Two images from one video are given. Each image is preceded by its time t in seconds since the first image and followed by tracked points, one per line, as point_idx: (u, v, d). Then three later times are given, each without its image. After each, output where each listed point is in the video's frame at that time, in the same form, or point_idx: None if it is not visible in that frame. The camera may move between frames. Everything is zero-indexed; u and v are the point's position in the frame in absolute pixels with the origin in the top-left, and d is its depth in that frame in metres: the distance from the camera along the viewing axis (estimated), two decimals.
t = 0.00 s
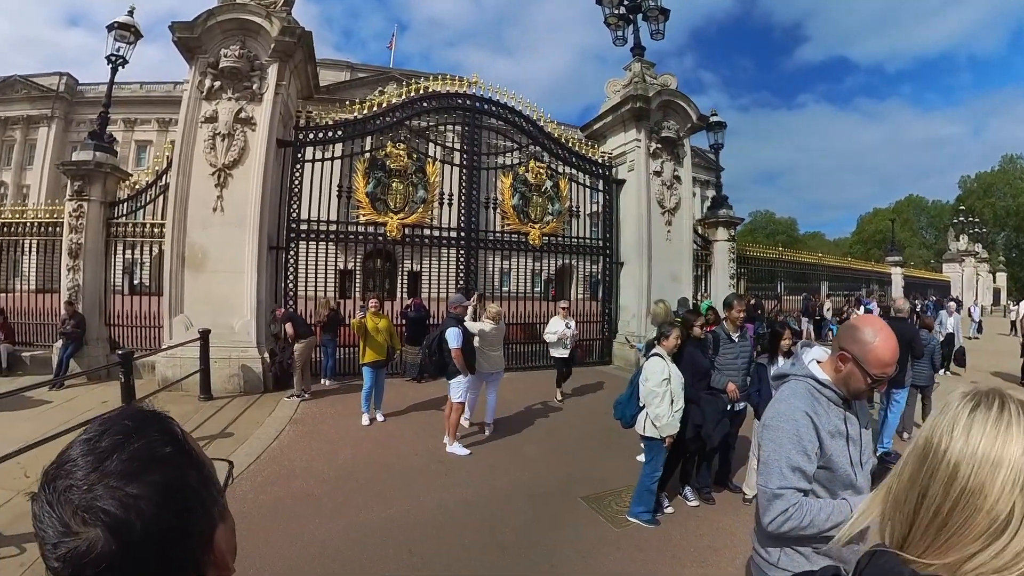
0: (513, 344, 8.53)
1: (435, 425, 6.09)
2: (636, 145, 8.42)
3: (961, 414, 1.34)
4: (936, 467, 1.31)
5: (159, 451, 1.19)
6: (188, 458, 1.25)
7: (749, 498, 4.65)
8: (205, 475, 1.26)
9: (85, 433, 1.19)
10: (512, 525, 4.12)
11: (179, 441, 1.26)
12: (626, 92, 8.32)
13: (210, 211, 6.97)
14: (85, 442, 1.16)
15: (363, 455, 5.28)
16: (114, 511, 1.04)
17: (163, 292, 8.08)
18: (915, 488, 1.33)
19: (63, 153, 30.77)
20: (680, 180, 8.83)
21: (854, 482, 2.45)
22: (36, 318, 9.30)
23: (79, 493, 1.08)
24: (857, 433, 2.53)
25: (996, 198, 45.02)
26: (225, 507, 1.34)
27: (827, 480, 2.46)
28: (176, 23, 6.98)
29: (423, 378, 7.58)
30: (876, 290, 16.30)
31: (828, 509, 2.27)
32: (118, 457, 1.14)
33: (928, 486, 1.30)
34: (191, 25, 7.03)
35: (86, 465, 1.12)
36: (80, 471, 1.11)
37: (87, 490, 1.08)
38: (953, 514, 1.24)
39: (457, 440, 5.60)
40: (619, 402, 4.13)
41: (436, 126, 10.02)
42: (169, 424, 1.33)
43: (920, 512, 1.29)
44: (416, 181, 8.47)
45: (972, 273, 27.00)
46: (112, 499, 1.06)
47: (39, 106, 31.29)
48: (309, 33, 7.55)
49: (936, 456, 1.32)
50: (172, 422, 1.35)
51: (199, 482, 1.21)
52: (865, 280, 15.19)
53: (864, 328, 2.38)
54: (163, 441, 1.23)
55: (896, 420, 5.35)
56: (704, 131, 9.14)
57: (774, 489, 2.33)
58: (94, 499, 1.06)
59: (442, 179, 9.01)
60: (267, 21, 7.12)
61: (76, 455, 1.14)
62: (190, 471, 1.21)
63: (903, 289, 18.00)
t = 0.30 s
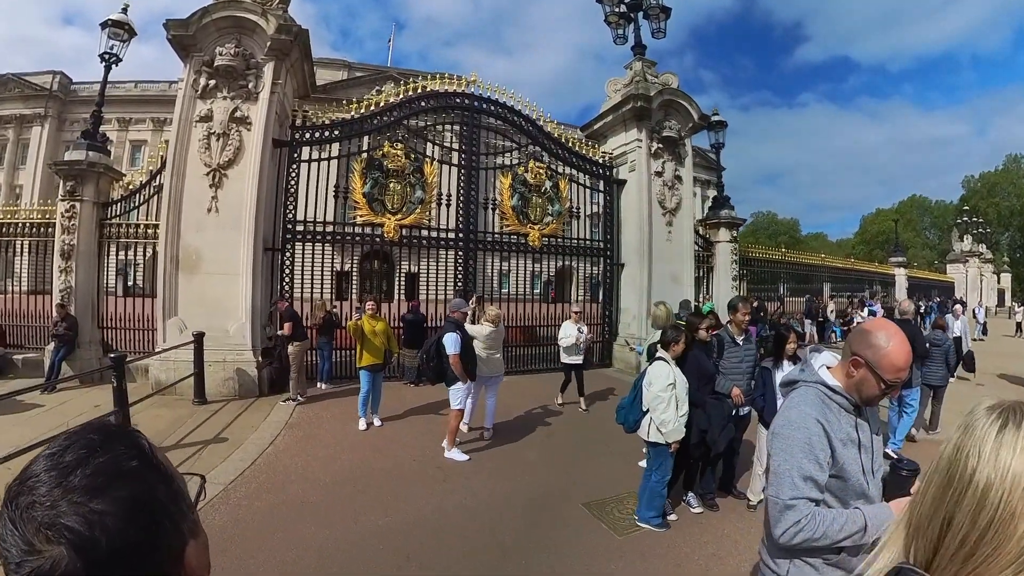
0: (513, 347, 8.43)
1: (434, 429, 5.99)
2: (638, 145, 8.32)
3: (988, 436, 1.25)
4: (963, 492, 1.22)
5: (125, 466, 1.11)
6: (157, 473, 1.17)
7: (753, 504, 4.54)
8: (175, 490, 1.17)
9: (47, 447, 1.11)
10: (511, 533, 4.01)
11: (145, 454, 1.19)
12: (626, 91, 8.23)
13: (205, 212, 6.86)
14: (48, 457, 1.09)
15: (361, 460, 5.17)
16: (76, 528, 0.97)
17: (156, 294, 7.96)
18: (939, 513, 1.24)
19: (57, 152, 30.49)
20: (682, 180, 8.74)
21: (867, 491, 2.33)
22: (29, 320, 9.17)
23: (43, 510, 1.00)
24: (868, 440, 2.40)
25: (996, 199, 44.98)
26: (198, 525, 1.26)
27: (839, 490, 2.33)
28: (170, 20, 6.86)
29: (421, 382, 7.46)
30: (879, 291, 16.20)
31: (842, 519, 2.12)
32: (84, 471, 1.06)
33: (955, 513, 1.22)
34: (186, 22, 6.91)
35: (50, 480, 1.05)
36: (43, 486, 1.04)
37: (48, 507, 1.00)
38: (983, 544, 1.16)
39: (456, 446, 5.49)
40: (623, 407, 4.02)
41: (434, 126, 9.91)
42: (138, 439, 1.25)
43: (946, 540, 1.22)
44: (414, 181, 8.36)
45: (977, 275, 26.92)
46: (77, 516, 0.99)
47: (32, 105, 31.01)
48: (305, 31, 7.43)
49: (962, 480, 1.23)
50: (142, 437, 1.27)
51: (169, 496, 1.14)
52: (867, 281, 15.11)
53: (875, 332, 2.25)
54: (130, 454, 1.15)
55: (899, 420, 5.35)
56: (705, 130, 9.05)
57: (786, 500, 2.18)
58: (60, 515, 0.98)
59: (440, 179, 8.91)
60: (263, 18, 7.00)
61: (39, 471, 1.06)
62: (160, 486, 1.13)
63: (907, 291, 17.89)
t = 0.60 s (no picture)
0: (512, 350, 8.34)
1: (432, 434, 5.89)
2: (638, 145, 8.23)
3: (1010, 461, 1.29)
4: (987, 518, 1.29)
5: (98, 486, 1.01)
6: (133, 492, 1.08)
7: (757, 511, 4.42)
8: (150, 509, 1.10)
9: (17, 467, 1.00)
10: (511, 542, 3.90)
11: (120, 472, 1.10)
12: (627, 91, 8.14)
13: (199, 212, 6.75)
14: (18, 478, 0.97)
15: (358, 465, 5.08)
16: (49, 551, 0.86)
17: (150, 296, 7.85)
18: (963, 540, 1.32)
19: (52, 152, 30.26)
20: (683, 181, 8.65)
21: (879, 502, 2.13)
22: (21, 322, 9.04)
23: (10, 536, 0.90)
24: (879, 449, 2.19)
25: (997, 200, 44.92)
26: (175, 547, 1.17)
27: (848, 501, 2.12)
28: (164, 18, 6.76)
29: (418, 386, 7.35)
30: (881, 293, 16.12)
31: (853, 529, 1.97)
32: (55, 492, 0.96)
33: (979, 539, 1.29)
34: (180, 20, 6.81)
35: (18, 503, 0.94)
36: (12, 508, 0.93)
37: (16, 532, 0.89)
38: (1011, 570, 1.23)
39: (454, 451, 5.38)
40: (626, 412, 3.92)
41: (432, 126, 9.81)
42: (113, 457, 1.16)
43: (972, 564, 1.30)
44: (411, 182, 8.25)
45: (982, 276, 26.79)
46: (48, 540, 0.88)
47: (28, 104, 30.80)
48: (302, 30, 7.33)
49: (985, 506, 1.30)
50: (118, 455, 1.18)
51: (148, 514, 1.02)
52: (869, 283, 15.03)
53: (884, 337, 2.02)
54: (104, 474, 1.05)
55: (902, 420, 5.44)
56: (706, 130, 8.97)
57: (796, 512, 1.99)
58: (29, 540, 0.88)
59: (438, 180, 8.80)
60: (258, 16, 6.89)
61: (8, 493, 0.95)
62: (135, 506, 1.05)
63: (910, 293, 17.81)
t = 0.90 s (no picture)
0: (512, 354, 8.23)
1: (431, 440, 5.77)
2: (640, 146, 8.13)
3: None
4: None
5: (66, 531, 0.90)
6: (110, 533, 0.97)
7: (762, 520, 4.28)
8: (129, 551, 0.98)
9: None
10: (511, 553, 3.78)
11: (93, 510, 0.98)
12: (628, 90, 8.04)
13: (192, 214, 6.62)
14: None
15: (354, 472, 4.95)
16: None
17: (143, 298, 7.70)
18: None
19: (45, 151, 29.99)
20: (684, 182, 8.55)
21: (898, 520, 1.95)
22: (12, 326, 8.89)
23: None
24: (898, 463, 2.01)
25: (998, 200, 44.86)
26: None
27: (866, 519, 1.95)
28: (157, 16, 6.63)
29: (415, 391, 7.26)
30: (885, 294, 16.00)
31: (872, 547, 1.82)
32: (22, 540, 0.88)
33: None
34: (174, 18, 6.68)
35: None
36: None
37: None
38: None
39: (452, 458, 5.25)
40: (630, 419, 3.81)
41: (431, 128, 9.71)
42: (87, 492, 1.05)
43: None
44: (409, 183, 8.13)
45: (986, 277, 26.68)
46: None
47: (21, 103, 30.54)
48: (298, 28, 7.19)
49: None
50: (93, 491, 1.07)
51: (120, 562, 0.93)
52: (873, 284, 14.93)
53: (903, 348, 1.84)
54: (76, 516, 0.94)
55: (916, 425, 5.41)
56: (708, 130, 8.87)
57: (815, 532, 1.81)
58: None
59: (437, 181, 8.68)
60: (253, 14, 6.77)
61: None
62: (110, 548, 0.93)
63: (914, 294, 17.69)
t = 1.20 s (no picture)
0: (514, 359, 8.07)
1: (435, 450, 5.60)
2: (645, 146, 7.98)
3: None
4: None
5: None
6: None
7: (780, 534, 4.13)
8: None
9: None
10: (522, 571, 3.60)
11: None
12: (634, 90, 7.89)
13: (187, 216, 6.43)
14: None
15: (356, 485, 4.77)
16: None
17: (135, 302, 7.49)
18: None
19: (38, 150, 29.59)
20: (690, 183, 8.41)
21: (956, 554, 1.85)
22: (1, 330, 8.67)
23: None
24: (956, 492, 1.90)
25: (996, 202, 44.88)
26: None
27: (924, 553, 1.84)
28: (151, 11, 6.43)
29: (416, 399, 7.14)
30: (889, 297, 15.88)
31: None
32: None
33: None
34: (168, 13, 6.48)
35: None
36: None
37: None
38: None
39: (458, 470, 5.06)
40: (646, 431, 3.65)
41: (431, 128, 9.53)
42: None
43: None
44: (409, 184, 7.94)
45: (991, 280, 26.59)
46: None
47: (14, 102, 30.16)
48: (296, 24, 7.00)
49: None
50: None
51: None
52: (876, 287, 14.82)
53: (969, 373, 1.72)
54: None
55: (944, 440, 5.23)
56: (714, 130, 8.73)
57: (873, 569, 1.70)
58: None
59: (438, 182, 8.50)
60: (251, 10, 6.58)
61: None
62: None
63: (917, 297, 17.57)
